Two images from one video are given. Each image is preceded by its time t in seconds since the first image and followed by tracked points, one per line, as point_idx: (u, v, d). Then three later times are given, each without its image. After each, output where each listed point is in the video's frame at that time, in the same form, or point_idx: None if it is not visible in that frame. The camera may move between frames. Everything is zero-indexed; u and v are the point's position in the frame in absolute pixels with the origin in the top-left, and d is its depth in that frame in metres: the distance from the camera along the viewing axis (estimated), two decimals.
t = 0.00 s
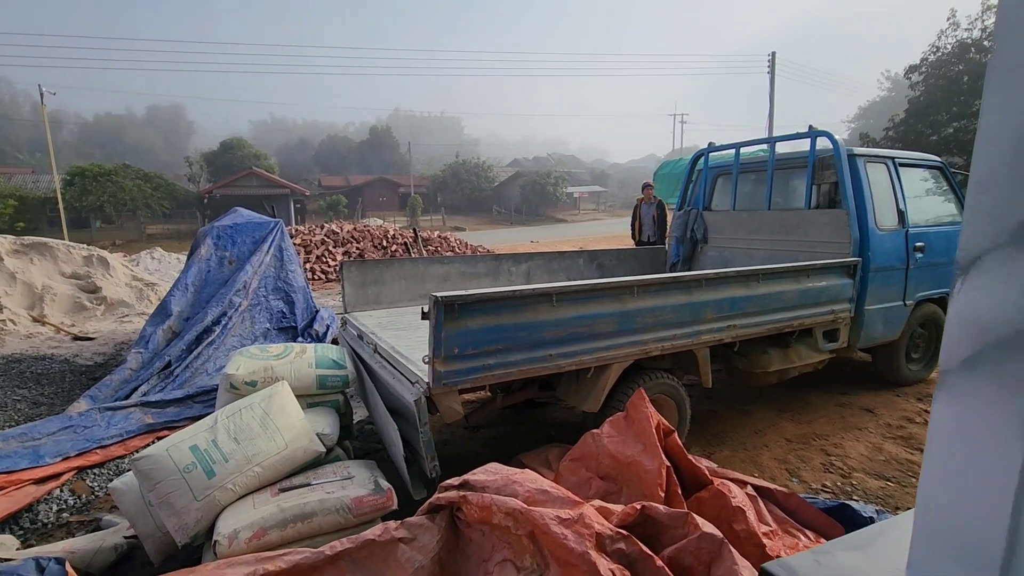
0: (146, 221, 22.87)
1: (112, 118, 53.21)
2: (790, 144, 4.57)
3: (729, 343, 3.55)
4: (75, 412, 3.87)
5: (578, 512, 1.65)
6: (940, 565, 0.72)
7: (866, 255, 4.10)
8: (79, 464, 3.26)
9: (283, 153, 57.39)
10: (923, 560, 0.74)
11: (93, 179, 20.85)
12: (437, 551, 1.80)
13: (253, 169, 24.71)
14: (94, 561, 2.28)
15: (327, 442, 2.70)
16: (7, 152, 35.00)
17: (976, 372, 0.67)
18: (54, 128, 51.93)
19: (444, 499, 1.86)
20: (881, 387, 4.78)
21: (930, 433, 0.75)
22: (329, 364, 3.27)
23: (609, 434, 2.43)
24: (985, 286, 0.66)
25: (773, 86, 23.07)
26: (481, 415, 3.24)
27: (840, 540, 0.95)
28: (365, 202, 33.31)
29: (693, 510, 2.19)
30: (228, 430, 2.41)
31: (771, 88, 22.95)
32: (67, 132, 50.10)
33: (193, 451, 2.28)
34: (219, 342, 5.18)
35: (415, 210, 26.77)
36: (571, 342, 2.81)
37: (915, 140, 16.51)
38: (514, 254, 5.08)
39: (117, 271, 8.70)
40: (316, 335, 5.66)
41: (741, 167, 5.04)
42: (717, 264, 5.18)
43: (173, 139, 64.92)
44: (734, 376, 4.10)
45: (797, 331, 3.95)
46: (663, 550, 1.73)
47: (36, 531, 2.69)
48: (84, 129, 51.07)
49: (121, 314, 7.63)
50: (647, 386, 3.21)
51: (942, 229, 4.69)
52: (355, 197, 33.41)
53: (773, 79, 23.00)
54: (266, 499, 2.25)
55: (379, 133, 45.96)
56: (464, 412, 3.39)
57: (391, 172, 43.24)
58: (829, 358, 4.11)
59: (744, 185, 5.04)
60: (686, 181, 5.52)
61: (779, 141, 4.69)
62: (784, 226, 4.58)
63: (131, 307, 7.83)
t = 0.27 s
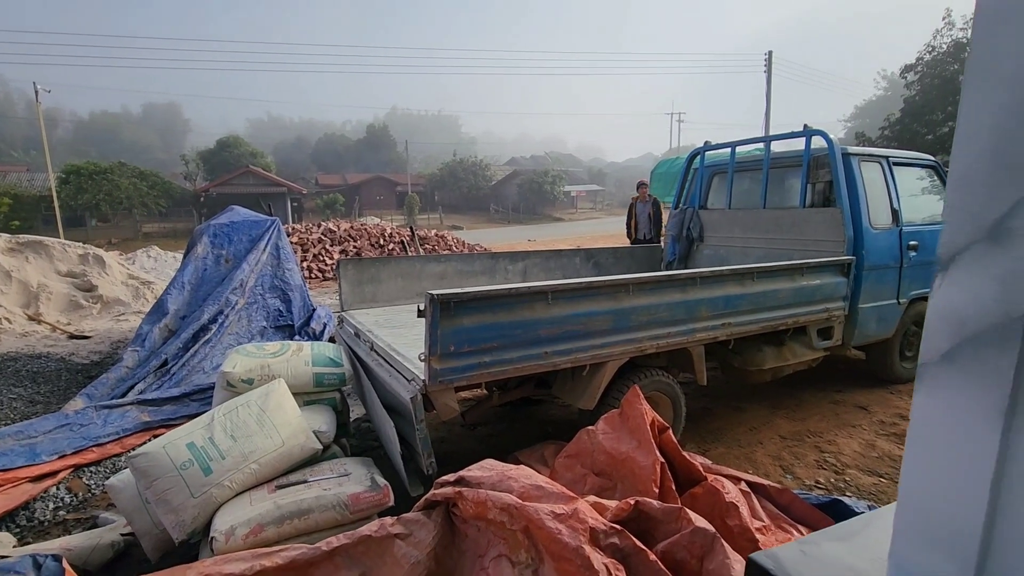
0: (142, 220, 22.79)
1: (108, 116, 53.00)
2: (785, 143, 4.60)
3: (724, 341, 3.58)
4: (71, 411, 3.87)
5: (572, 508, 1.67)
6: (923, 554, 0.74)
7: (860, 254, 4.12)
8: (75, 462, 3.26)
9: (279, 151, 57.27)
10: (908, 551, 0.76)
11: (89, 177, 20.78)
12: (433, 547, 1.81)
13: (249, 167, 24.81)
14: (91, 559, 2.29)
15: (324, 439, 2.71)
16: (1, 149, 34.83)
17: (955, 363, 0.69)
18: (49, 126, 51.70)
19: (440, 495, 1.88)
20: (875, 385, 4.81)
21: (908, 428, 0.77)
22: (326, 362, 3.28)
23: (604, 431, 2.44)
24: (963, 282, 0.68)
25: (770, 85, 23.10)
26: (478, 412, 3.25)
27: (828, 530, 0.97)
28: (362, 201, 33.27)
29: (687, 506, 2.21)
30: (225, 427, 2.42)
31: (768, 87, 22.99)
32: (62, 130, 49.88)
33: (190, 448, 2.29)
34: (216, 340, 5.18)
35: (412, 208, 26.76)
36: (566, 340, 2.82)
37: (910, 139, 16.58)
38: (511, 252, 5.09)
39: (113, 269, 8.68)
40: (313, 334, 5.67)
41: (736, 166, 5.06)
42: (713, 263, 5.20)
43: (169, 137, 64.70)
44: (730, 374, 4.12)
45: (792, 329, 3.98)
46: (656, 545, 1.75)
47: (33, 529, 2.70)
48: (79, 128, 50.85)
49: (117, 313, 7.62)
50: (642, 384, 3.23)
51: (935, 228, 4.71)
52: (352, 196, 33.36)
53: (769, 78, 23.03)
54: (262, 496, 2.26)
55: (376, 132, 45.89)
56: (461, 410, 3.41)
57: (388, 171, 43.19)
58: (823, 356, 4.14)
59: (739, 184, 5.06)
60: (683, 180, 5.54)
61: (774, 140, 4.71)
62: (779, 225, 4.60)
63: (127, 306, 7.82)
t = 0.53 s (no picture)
0: (138, 218, 22.72)
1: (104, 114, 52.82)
2: (781, 142, 4.61)
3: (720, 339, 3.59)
4: (67, 409, 3.86)
5: (568, 504, 1.68)
6: (912, 544, 0.75)
7: (855, 252, 4.14)
8: (72, 460, 3.26)
9: (276, 150, 57.17)
10: (898, 542, 0.77)
11: (85, 175, 20.70)
12: (430, 544, 1.82)
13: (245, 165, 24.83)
14: (88, 556, 2.29)
15: (321, 437, 2.71)
16: None
17: (941, 357, 0.71)
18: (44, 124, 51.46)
19: (436, 492, 1.88)
20: (870, 382, 4.84)
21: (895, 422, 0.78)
22: (323, 360, 3.29)
23: (600, 428, 2.46)
24: (949, 278, 0.69)
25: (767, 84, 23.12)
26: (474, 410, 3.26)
27: (819, 524, 0.98)
28: (359, 200, 33.23)
29: (683, 503, 2.23)
30: (222, 425, 2.42)
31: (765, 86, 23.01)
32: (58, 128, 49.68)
33: (187, 446, 2.29)
34: (213, 338, 5.17)
35: (409, 207, 26.75)
36: (563, 338, 2.83)
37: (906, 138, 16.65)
38: (508, 251, 5.09)
39: (109, 268, 8.66)
40: (310, 332, 5.66)
41: (733, 165, 5.07)
42: (710, 261, 5.21)
43: (166, 135, 64.52)
44: (726, 372, 4.14)
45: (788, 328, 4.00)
46: (652, 541, 1.76)
47: (30, 527, 2.70)
48: (75, 125, 50.61)
49: (113, 311, 7.61)
50: (639, 382, 3.24)
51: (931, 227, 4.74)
52: (350, 194, 33.31)
53: (766, 77, 23.05)
54: (259, 493, 2.27)
55: (373, 130, 45.83)
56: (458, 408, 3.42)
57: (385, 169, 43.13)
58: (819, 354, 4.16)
59: (736, 183, 5.07)
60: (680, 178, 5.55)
61: (771, 139, 4.72)
62: (775, 224, 4.62)
63: (124, 304, 7.81)
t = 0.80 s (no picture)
0: (136, 217, 22.69)
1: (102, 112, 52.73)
2: (779, 141, 4.61)
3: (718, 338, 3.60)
4: (65, 408, 3.86)
5: (565, 502, 1.68)
6: (907, 541, 0.75)
7: (853, 252, 4.15)
8: (70, 459, 3.26)
9: (275, 148, 57.10)
10: (892, 539, 0.77)
11: (82, 174, 20.67)
12: (428, 542, 1.82)
13: (243, 164, 24.83)
14: (85, 555, 2.29)
15: (319, 436, 2.72)
16: None
17: (933, 355, 0.71)
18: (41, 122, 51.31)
19: (434, 491, 1.89)
20: (867, 382, 4.85)
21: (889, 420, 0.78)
22: (321, 359, 3.29)
23: (598, 427, 2.46)
24: (942, 277, 0.70)
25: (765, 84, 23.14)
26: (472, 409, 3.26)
27: (814, 521, 0.98)
28: (358, 198, 33.20)
29: (680, 501, 2.23)
30: (220, 423, 2.42)
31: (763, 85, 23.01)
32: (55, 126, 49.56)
33: (185, 445, 2.29)
34: (211, 337, 5.17)
35: (408, 206, 26.75)
36: (561, 336, 2.84)
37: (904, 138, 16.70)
38: (506, 250, 5.09)
39: (107, 266, 8.65)
40: (308, 331, 5.66)
41: (731, 164, 5.08)
42: (708, 260, 5.22)
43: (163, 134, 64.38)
44: (723, 371, 4.15)
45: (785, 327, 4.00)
46: (649, 539, 1.76)
47: (27, 525, 2.70)
48: (72, 124, 50.47)
49: (111, 310, 7.60)
50: (637, 381, 3.25)
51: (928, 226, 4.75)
52: (348, 193, 33.29)
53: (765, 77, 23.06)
54: (257, 492, 2.27)
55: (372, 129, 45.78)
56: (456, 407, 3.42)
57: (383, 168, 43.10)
58: (816, 353, 4.17)
59: (734, 182, 5.08)
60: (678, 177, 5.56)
61: (769, 138, 4.73)
62: (773, 223, 4.63)
63: (122, 303, 7.80)
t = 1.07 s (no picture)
0: (136, 215, 22.68)
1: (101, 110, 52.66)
2: (779, 141, 4.61)
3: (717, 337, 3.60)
4: (65, 405, 3.87)
5: (564, 500, 1.68)
6: (904, 540, 0.76)
7: (852, 251, 4.15)
8: (70, 455, 3.26)
9: (275, 146, 57.03)
10: (889, 538, 0.78)
11: (82, 172, 20.66)
12: (427, 539, 1.82)
13: (243, 162, 24.82)
14: (85, 552, 2.30)
15: (319, 433, 2.72)
16: None
17: (929, 353, 0.72)
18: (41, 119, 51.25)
19: (433, 488, 1.89)
20: (866, 381, 4.86)
21: (886, 418, 0.79)
22: (321, 357, 3.29)
23: (597, 425, 2.47)
24: (938, 275, 0.70)
25: (765, 83, 23.11)
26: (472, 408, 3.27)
27: (811, 519, 0.98)
28: (358, 197, 33.19)
29: (678, 500, 2.24)
30: (220, 421, 2.43)
31: (764, 84, 22.97)
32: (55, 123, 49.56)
33: (184, 442, 2.30)
34: (211, 335, 5.17)
35: (408, 204, 26.75)
36: (560, 335, 2.84)
37: (904, 137, 16.70)
38: (506, 248, 5.10)
39: (107, 264, 8.65)
40: (308, 329, 5.66)
41: (731, 163, 5.08)
42: (707, 260, 5.22)
43: (163, 132, 64.32)
44: (723, 370, 4.15)
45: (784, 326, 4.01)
46: (647, 537, 1.77)
47: (28, 522, 2.70)
48: (72, 121, 50.42)
49: (111, 307, 7.60)
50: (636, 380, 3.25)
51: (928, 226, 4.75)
52: (348, 191, 33.28)
53: (765, 76, 23.01)
54: (257, 489, 2.28)
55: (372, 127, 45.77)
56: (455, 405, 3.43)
57: (383, 167, 43.08)
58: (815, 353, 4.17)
59: (734, 181, 5.08)
60: (678, 176, 5.56)
61: (769, 137, 4.72)
62: (773, 222, 4.63)
63: (122, 301, 7.81)
